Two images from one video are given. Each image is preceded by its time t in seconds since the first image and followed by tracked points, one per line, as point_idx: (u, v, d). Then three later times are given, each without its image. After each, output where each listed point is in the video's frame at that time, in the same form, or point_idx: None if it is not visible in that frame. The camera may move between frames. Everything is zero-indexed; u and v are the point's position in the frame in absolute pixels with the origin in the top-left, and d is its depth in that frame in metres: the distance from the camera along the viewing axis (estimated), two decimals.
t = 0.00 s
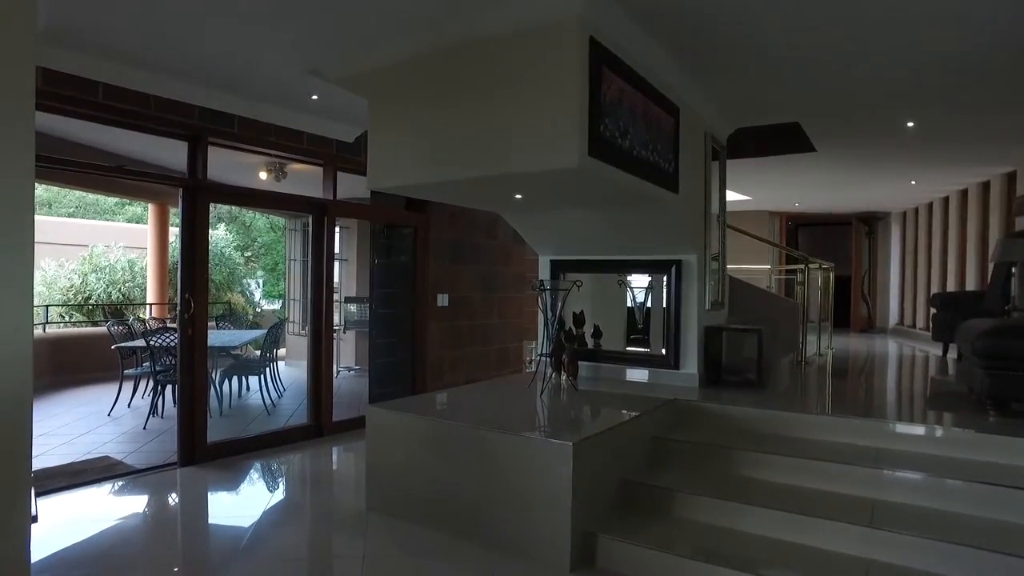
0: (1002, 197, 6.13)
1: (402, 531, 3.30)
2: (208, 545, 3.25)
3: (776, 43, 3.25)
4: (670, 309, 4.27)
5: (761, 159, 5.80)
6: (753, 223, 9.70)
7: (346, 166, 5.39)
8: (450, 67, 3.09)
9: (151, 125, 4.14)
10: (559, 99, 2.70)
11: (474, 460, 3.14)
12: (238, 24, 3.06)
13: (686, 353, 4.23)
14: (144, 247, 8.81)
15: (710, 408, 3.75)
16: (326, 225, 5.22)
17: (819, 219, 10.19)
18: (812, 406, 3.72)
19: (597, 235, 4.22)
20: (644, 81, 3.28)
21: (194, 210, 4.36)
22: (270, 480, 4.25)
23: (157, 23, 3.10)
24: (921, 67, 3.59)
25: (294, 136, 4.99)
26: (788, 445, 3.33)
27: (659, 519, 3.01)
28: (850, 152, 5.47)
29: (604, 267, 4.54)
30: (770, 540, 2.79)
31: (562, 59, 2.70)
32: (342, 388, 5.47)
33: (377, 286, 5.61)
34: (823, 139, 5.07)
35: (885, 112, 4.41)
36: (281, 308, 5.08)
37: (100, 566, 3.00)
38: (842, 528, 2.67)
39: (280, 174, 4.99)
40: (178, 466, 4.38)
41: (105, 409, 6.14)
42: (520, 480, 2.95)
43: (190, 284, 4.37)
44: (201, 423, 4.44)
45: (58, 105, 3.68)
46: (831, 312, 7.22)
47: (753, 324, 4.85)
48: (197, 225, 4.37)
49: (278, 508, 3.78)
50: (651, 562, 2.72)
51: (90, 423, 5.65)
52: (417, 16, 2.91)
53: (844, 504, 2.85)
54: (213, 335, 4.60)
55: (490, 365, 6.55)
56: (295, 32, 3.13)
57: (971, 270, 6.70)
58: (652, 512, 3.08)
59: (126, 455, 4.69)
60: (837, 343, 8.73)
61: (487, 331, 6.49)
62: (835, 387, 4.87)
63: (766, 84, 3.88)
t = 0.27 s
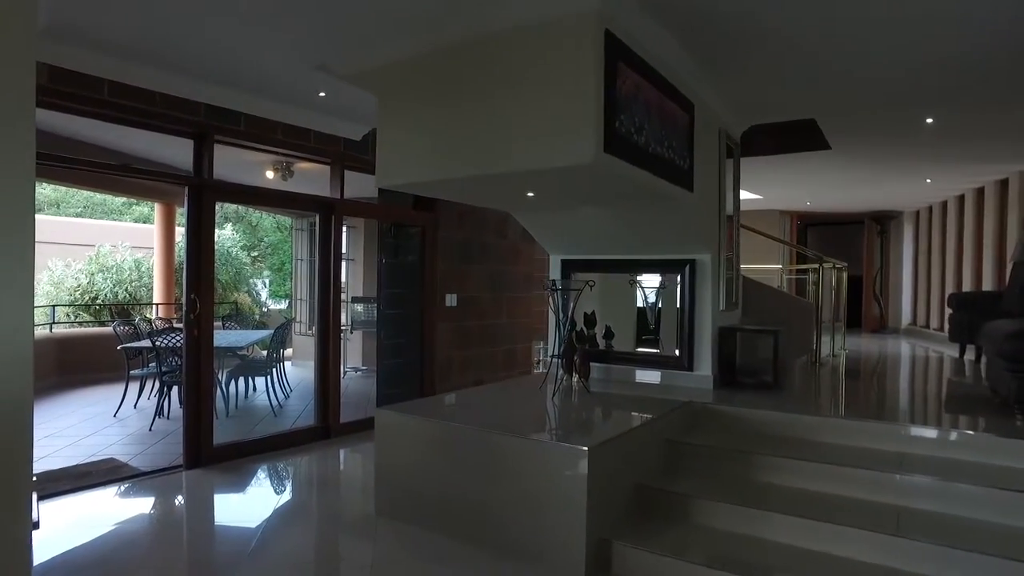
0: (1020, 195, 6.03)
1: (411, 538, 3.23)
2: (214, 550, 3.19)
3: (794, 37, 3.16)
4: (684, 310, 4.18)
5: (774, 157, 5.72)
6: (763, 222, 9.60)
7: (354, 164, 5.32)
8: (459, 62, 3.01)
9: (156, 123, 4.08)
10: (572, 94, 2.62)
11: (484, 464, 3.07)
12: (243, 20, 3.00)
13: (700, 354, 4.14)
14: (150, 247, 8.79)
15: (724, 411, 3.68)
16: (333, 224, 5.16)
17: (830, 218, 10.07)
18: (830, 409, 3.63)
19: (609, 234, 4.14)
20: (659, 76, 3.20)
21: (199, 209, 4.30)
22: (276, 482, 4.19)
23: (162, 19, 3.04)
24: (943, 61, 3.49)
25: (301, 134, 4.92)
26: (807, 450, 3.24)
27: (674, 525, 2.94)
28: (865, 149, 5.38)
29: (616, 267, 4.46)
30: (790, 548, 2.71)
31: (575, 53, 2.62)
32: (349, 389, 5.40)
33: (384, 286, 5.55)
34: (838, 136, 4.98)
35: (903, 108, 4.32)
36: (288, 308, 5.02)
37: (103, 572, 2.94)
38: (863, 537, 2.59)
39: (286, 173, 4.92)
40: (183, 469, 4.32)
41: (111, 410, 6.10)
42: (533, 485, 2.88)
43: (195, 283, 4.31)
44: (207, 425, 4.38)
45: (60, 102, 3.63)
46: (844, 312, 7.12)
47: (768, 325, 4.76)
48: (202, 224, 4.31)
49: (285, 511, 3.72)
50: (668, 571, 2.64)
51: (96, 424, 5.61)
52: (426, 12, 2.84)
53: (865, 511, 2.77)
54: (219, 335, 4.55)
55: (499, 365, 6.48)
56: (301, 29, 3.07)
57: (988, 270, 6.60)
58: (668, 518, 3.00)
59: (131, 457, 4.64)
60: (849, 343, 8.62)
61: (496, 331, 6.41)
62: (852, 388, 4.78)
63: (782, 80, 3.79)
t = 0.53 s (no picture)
0: None
1: (422, 544, 3.15)
2: (220, 555, 3.12)
3: (815, 30, 3.08)
4: (699, 310, 4.09)
5: (788, 155, 5.63)
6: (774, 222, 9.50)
7: (362, 163, 5.25)
8: (473, 55, 2.93)
9: (162, 120, 4.02)
10: (589, 87, 2.54)
11: (497, 468, 2.99)
12: (252, 14, 2.93)
13: (716, 355, 4.05)
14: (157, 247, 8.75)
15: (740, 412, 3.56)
16: (342, 223, 5.09)
17: (841, 218, 9.96)
18: (850, 412, 3.54)
19: (623, 232, 4.05)
20: (676, 71, 3.12)
21: (206, 208, 4.24)
22: (284, 485, 4.13)
23: (168, 13, 2.98)
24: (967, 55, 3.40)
25: (309, 132, 4.86)
26: (830, 454, 3.16)
27: (692, 532, 2.85)
28: (883, 147, 5.29)
29: (631, 266, 4.36)
30: (814, 556, 2.62)
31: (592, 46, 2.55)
32: (357, 390, 5.33)
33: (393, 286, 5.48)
34: (855, 133, 4.89)
35: (923, 104, 4.23)
36: (295, 308, 4.95)
37: None
38: (890, 546, 2.50)
39: (294, 172, 4.86)
40: (190, 471, 4.25)
41: (118, 411, 6.06)
42: (547, 490, 2.80)
43: (203, 283, 4.25)
44: (214, 426, 4.32)
45: (66, 98, 3.56)
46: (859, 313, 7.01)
47: (784, 326, 4.67)
48: (209, 223, 4.25)
49: (293, 515, 3.65)
50: None
51: (103, 425, 5.54)
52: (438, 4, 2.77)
53: (889, 516, 2.69)
54: (227, 335, 4.48)
55: (508, 366, 6.40)
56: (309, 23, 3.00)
57: (1006, 270, 6.50)
58: (686, 525, 2.92)
59: (137, 459, 4.58)
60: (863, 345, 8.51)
61: (505, 331, 6.34)
62: (869, 390, 4.68)
63: (802, 75, 3.70)
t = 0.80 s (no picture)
0: None
1: (435, 552, 3.07)
2: (228, 563, 3.04)
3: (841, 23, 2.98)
4: (717, 311, 3.98)
5: (806, 153, 5.51)
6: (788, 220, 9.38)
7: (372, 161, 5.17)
8: (488, 48, 2.84)
9: (169, 117, 3.95)
10: (610, 80, 2.45)
11: (512, 474, 2.90)
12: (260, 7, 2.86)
13: (735, 357, 3.94)
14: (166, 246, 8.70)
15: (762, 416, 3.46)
16: (351, 222, 5.01)
17: (856, 217, 9.83)
18: (875, 416, 3.43)
19: (639, 232, 3.96)
20: (697, 64, 3.02)
21: (214, 207, 4.17)
22: (291, 487, 4.08)
23: (176, 7, 2.90)
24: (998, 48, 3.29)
25: (319, 129, 4.78)
26: (850, 460, 3.06)
27: (714, 541, 2.75)
28: (904, 144, 5.17)
29: (646, 266, 4.26)
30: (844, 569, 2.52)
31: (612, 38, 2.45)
32: (367, 391, 5.25)
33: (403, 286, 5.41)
34: (876, 130, 4.77)
35: (948, 99, 4.12)
36: (304, 308, 4.88)
37: None
38: (923, 558, 2.40)
39: (303, 170, 4.78)
40: (197, 475, 4.18)
41: (125, 412, 6.00)
42: (565, 499, 2.71)
43: (210, 283, 4.18)
44: (222, 429, 4.24)
45: (71, 94, 3.50)
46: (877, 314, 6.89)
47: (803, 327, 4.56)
48: (217, 222, 4.18)
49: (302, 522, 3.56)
50: None
51: (110, 426, 5.48)
52: None
53: (915, 526, 2.60)
54: (235, 336, 4.41)
55: (520, 368, 6.32)
56: (320, 16, 2.92)
57: None
58: (708, 534, 2.82)
59: (145, 461, 4.52)
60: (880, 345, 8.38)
61: (517, 332, 6.26)
62: (891, 393, 4.57)
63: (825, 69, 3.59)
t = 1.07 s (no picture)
0: None
1: (447, 560, 2.99)
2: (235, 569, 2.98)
3: (865, 16, 2.88)
4: (734, 312, 3.89)
5: (824, 151, 5.41)
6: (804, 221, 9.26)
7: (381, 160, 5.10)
8: (501, 43, 2.77)
9: (176, 116, 3.90)
10: (629, 74, 2.36)
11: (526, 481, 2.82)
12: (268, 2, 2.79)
13: (752, 360, 3.85)
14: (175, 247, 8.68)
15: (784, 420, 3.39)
16: (361, 222, 4.95)
17: (870, 218, 9.71)
18: (898, 421, 3.34)
19: (654, 231, 3.88)
20: (716, 58, 2.93)
21: (222, 206, 4.12)
22: (300, 489, 4.06)
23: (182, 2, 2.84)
24: None
25: (328, 128, 4.72)
26: (870, 467, 3.00)
27: (735, 551, 2.67)
28: (924, 141, 5.06)
29: (661, 266, 4.17)
30: None
31: (631, 31, 2.37)
32: (376, 392, 5.17)
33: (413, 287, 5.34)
34: (897, 127, 4.67)
35: (973, 95, 4.01)
36: (312, 309, 4.83)
37: None
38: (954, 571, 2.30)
39: (311, 171, 4.68)
40: (205, 478, 4.12)
41: (134, 414, 5.96)
42: (582, 508, 2.63)
43: (218, 283, 4.12)
44: (229, 432, 4.19)
45: (77, 91, 3.44)
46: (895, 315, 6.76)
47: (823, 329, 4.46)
48: (224, 222, 4.12)
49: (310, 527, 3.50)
50: None
51: (119, 428, 5.43)
52: None
53: (938, 535, 2.53)
54: (243, 337, 4.36)
55: (531, 369, 6.24)
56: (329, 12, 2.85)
57: None
58: (728, 544, 2.73)
59: (152, 464, 4.47)
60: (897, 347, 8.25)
61: (528, 333, 6.18)
62: (913, 397, 4.46)
63: (847, 64, 3.50)
